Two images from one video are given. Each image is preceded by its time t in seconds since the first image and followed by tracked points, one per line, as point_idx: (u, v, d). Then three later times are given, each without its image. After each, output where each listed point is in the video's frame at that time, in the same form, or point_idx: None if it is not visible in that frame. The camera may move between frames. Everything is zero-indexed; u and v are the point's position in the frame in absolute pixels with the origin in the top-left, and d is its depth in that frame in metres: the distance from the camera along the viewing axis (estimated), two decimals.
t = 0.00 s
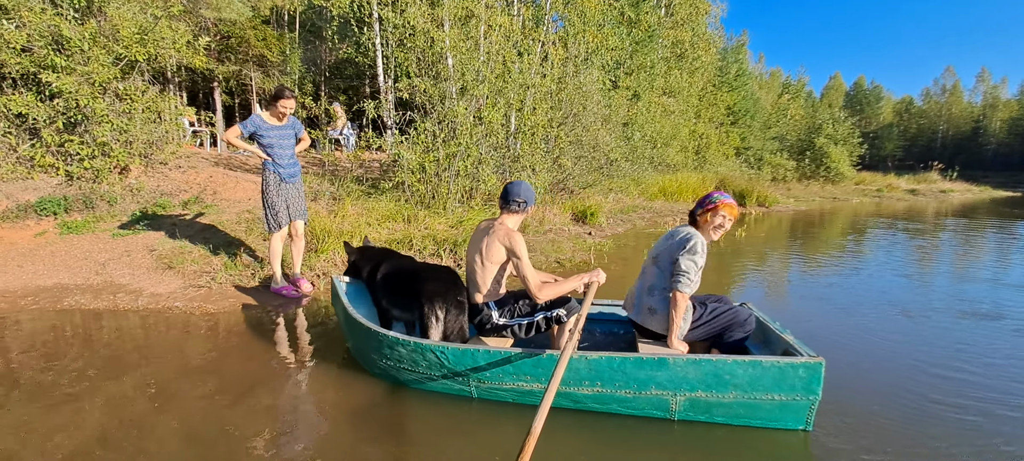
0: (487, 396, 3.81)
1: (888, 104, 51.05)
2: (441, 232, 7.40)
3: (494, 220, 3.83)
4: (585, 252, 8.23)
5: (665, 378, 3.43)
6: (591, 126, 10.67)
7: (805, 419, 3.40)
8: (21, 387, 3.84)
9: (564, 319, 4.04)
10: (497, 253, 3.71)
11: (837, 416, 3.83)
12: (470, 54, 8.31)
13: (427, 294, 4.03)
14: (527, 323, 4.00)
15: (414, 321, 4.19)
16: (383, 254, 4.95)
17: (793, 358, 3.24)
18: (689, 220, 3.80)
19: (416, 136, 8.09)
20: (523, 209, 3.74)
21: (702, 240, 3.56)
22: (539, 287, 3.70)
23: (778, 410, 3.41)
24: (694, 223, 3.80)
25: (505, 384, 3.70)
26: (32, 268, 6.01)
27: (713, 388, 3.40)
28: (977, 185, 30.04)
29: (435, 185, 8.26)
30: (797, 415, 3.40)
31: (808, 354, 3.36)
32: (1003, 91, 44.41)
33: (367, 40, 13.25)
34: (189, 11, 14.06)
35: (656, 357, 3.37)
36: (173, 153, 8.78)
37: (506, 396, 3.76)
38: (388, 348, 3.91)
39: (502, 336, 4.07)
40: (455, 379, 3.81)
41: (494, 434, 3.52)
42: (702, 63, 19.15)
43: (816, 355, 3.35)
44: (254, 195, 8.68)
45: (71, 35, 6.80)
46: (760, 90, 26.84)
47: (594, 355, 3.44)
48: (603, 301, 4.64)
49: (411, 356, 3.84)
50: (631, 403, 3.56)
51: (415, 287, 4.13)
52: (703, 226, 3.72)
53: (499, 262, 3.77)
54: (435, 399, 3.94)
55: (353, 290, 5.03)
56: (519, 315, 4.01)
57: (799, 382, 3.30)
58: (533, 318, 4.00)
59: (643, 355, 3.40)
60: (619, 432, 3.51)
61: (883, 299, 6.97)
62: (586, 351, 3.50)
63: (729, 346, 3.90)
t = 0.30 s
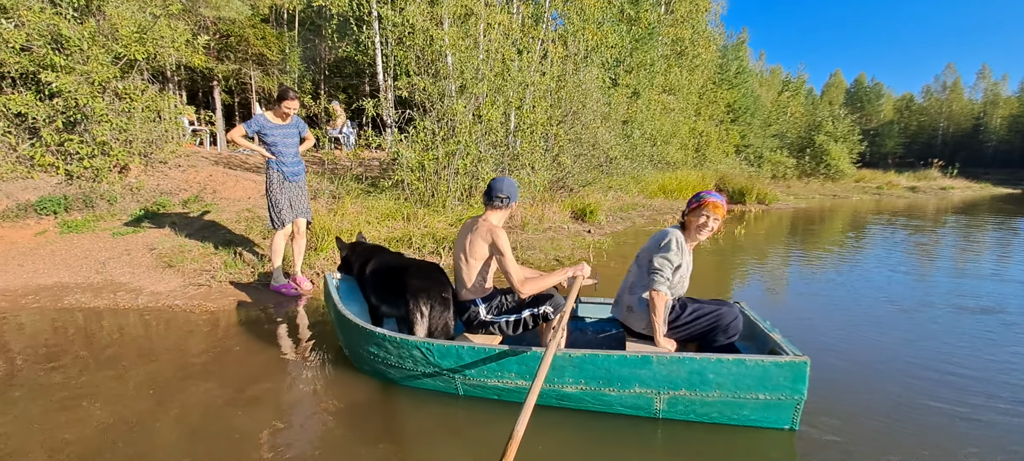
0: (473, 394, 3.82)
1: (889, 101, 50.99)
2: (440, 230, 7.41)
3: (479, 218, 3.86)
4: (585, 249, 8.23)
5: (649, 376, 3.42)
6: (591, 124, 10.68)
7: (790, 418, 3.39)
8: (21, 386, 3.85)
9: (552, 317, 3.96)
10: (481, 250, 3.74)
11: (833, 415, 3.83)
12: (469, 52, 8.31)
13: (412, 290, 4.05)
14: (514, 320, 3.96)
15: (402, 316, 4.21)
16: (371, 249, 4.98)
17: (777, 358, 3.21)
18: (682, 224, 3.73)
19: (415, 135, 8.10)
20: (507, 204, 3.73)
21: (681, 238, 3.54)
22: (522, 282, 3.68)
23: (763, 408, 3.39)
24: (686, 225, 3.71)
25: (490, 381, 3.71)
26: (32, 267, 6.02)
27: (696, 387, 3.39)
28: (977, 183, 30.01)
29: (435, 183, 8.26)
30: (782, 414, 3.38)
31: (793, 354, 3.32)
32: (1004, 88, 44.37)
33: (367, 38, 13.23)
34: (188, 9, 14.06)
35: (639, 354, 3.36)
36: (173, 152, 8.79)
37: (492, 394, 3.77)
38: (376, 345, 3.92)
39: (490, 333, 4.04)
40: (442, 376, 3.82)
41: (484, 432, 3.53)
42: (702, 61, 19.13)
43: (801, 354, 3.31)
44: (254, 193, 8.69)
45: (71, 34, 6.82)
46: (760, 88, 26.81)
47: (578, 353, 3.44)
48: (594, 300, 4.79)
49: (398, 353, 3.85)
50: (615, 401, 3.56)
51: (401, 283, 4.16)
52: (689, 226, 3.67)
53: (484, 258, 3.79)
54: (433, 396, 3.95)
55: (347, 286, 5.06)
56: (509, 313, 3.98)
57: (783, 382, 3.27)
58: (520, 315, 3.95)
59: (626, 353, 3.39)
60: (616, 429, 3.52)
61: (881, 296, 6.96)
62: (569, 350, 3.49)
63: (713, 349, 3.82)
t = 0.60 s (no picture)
0: (462, 391, 3.83)
1: (889, 98, 50.94)
2: (440, 228, 7.42)
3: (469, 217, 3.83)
4: (584, 247, 8.24)
5: (632, 378, 3.41)
6: (590, 122, 10.67)
7: (778, 421, 3.35)
8: (20, 385, 3.86)
9: (541, 317, 3.95)
10: (467, 248, 3.74)
11: (829, 412, 3.83)
12: (468, 50, 8.31)
13: (402, 291, 4.07)
14: (503, 319, 3.96)
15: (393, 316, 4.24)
16: (363, 248, 4.97)
17: (763, 361, 3.18)
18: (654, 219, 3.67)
19: (415, 133, 8.11)
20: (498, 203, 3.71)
21: (654, 235, 3.50)
22: (505, 281, 3.67)
23: (749, 412, 3.36)
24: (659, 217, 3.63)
25: (477, 381, 3.71)
26: (33, 266, 6.03)
27: (680, 390, 3.37)
28: (977, 180, 29.99)
29: (435, 182, 8.27)
30: (769, 417, 3.35)
31: (780, 356, 3.30)
32: (1004, 85, 44.30)
33: (366, 37, 13.22)
34: (187, 8, 14.05)
35: (623, 357, 3.35)
36: (173, 150, 8.78)
37: (479, 391, 3.77)
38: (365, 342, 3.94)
39: (479, 332, 4.02)
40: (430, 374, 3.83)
41: (479, 431, 3.53)
42: (701, 58, 19.10)
43: (789, 357, 3.28)
44: (254, 192, 8.69)
45: (69, 33, 6.82)
46: (760, 85, 26.77)
47: (561, 355, 3.44)
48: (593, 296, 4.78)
49: (386, 353, 3.87)
50: (600, 403, 3.56)
51: (391, 284, 4.18)
52: (662, 220, 3.60)
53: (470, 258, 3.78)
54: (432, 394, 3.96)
55: (342, 284, 5.09)
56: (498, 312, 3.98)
57: (769, 385, 3.24)
58: (509, 314, 3.95)
59: (610, 355, 3.38)
60: (615, 426, 3.53)
61: (879, 294, 6.96)
62: (554, 351, 3.49)
63: (700, 351, 3.75)
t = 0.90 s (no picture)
0: (451, 392, 3.83)
1: (889, 96, 50.86)
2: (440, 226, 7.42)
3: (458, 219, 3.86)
4: (584, 245, 8.24)
5: (618, 382, 3.40)
6: (590, 120, 10.65)
7: (766, 425, 3.32)
8: (20, 384, 3.86)
9: (530, 318, 3.94)
10: (454, 250, 3.81)
11: (827, 412, 3.84)
12: (468, 48, 8.30)
13: (395, 293, 4.06)
14: (492, 320, 3.96)
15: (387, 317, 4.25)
16: (355, 248, 4.97)
17: (749, 366, 3.14)
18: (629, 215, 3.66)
19: (414, 131, 8.11)
20: (490, 203, 3.74)
21: (632, 234, 3.51)
22: (490, 284, 3.68)
23: (737, 415, 3.33)
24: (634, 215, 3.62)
25: (465, 382, 3.71)
26: (33, 265, 6.04)
27: (667, 393, 3.35)
28: (978, 177, 29.94)
29: (434, 180, 8.27)
30: (757, 421, 3.32)
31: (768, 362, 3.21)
32: (1005, 82, 44.20)
33: (366, 35, 13.21)
34: (187, 7, 14.04)
35: (608, 361, 3.33)
36: (173, 149, 8.80)
37: (467, 392, 3.76)
38: (356, 342, 3.98)
39: (469, 333, 4.02)
40: (419, 375, 3.84)
41: (477, 430, 3.53)
42: (701, 56, 19.08)
43: (777, 362, 3.19)
44: (254, 190, 8.69)
45: (69, 32, 6.84)
46: (760, 82, 26.74)
47: (546, 359, 3.44)
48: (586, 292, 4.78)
49: (377, 353, 3.90)
50: (587, 405, 3.56)
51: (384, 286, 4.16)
52: (638, 218, 3.61)
53: (457, 259, 3.84)
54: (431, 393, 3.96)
55: (338, 285, 5.11)
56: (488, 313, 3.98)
57: (756, 389, 3.20)
58: (498, 316, 3.95)
59: (595, 359, 3.37)
60: (613, 424, 3.54)
61: (877, 292, 6.95)
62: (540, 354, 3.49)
63: (689, 354, 3.68)
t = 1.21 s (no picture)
0: (446, 392, 3.84)
1: (889, 93, 50.79)
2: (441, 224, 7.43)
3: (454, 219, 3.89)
4: (586, 244, 8.24)
5: (610, 384, 3.39)
6: (591, 118, 10.63)
7: (761, 428, 3.29)
8: (25, 383, 3.87)
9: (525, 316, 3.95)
10: (445, 249, 3.87)
11: (828, 411, 3.83)
12: (469, 47, 8.29)
13: (392, 292, 4.08)
14: (486, 318, 3.99)
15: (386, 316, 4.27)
16: (350, 247, 4.98)
17: (743, 369, 3.11)
18: (622, 214, 3.65)
19: (416, 130, 8.11)
20: (483, 201, 3.73)
21: (623, 235, 3.50)
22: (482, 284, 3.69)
23: (731, 418, 3.31)
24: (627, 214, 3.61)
25: (459, 382, 3.72)
26: (36, 264, 6.05)
27: (660, 396, 3.33)
28: (978, 174, 29.89)
29: (435, 179, 8.27)
30: (752, 424, 3.29)
31: (763, 364, 3.21)
32: (1006, 79, 44.10)
33: (366, 33, 13.19)
34: (187, 5, 14.03)
35: (599, 363, 3.32)
36: (174, 148, 8.80)
37: (461, 392, 3.77)
38: (352, 341, 4.00)
39: (464, 332, 4.07)
40: (413, 374, 3.85)
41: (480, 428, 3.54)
42: (701, 54, 19.05)
43: (772, 365, 3.18)
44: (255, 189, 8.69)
45: (71, 31, 6.85)
46: (760, 80, 26.69)
47: (537, 360, 3.44)
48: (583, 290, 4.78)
49: (371, 352, 3.92)
50: (579, 406, 3.56)
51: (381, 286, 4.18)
52: (630, 217, 3.59)
53: (448, 257, 3.91)
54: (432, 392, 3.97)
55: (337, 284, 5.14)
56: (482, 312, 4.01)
57: (750, 392, 3.17)
58: (492, 314, 3.98)
59: (586, 361, 3.36)
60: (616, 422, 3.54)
61: (878, 289, 6.95)
62: (532, 356, 3.49)
63: (684, 356, 3.67)
